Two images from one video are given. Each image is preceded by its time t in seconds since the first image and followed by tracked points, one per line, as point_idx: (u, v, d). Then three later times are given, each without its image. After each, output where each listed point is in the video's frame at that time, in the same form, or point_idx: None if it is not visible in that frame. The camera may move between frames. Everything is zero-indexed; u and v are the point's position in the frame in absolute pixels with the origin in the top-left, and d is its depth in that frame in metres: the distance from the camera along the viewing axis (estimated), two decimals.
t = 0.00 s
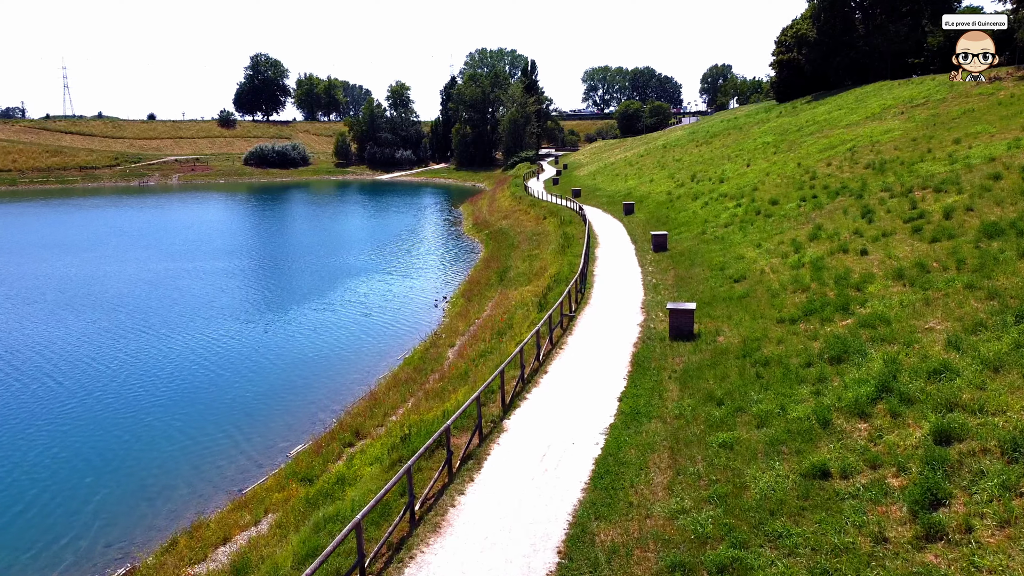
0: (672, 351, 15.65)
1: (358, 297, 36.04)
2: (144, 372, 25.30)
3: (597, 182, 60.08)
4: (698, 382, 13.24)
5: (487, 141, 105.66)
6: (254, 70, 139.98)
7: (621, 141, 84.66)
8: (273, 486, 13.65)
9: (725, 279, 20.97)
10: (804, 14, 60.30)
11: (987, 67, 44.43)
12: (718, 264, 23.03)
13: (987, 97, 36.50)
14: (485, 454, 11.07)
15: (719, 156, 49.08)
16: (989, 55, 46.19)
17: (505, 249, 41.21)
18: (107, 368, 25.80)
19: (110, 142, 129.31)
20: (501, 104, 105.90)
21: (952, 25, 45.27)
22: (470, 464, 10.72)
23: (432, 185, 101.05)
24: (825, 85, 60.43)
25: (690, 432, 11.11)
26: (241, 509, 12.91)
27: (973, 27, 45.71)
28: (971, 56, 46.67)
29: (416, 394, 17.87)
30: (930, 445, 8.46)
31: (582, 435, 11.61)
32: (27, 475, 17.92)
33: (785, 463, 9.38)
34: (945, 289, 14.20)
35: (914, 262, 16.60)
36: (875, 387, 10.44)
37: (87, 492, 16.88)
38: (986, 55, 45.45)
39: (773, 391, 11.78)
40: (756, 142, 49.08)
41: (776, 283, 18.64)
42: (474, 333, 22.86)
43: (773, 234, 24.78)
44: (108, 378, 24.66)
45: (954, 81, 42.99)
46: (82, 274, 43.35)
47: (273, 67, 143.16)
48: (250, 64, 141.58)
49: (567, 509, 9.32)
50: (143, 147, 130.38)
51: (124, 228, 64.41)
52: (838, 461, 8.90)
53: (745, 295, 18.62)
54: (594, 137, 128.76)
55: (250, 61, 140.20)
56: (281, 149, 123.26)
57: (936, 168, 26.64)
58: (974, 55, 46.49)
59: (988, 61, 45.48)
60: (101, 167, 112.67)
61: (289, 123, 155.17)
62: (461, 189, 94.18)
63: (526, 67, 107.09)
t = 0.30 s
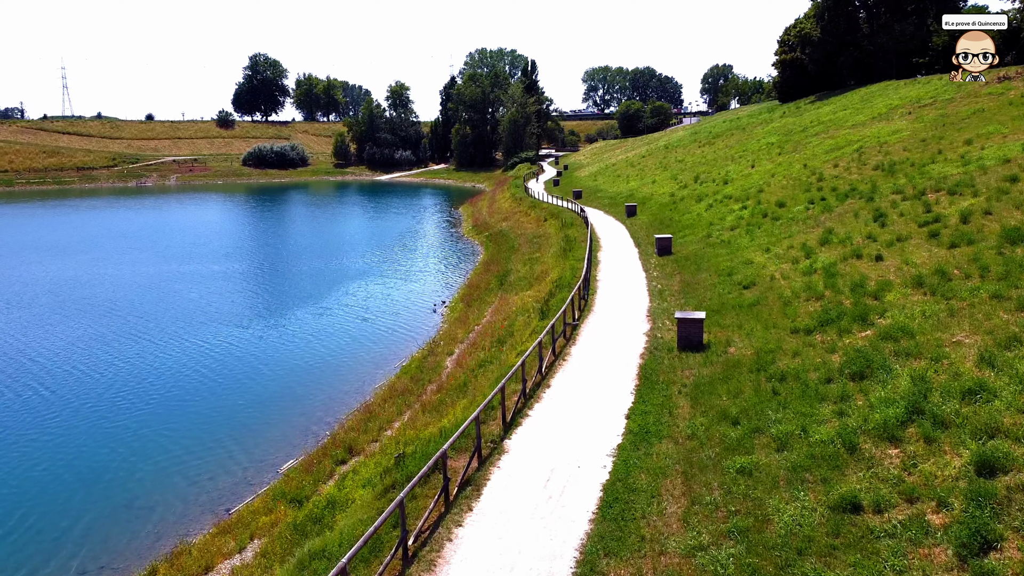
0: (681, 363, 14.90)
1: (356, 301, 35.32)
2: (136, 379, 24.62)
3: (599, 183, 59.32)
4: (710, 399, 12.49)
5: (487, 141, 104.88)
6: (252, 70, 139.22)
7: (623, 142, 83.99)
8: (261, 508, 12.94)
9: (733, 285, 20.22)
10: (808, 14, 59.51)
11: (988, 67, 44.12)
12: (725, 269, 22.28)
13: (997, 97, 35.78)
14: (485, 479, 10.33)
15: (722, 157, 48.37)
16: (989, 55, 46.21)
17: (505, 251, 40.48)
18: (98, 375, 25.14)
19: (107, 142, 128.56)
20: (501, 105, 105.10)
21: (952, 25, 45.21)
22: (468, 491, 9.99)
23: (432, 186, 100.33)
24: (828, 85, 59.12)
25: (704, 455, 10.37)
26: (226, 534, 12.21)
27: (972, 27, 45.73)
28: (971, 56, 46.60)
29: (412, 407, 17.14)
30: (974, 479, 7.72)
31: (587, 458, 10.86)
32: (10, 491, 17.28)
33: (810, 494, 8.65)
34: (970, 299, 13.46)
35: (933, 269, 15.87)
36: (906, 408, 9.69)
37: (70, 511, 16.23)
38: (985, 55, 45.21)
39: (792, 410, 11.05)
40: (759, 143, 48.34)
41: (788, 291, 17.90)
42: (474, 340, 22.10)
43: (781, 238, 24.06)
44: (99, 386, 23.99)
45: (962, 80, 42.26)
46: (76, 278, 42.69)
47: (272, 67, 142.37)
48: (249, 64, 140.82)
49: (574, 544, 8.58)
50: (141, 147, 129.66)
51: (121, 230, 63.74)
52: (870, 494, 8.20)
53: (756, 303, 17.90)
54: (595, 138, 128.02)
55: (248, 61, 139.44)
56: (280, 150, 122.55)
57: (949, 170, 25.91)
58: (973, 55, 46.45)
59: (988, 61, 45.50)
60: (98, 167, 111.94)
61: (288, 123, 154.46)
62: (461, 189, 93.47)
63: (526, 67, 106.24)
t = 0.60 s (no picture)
0: (689, 374, 14.23)
1: (353, 304, 34.68)
2: (127, 386, 23.96)
3: (600, 184, 58.64)
4: (722, 415, 11.82)
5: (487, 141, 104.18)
6: (251, 70, 138.58)
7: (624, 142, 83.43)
8: (248, 530, 12.29)
9: (741, 291, 19.54)
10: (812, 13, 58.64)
11: (987, 67, 44.46)
12: (732, 274, 21.59)
13: (1007, 96, 35.13)
14: (484, 505, 9.66)
15: (725, 158, 47.73)
16: (988, 55, 46.36)
17: (505, 254, 39.83)
18: (89, 381, 24.50)
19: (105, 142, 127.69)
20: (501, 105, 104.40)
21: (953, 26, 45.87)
22: (465, 518, 9.32)
23: (432, 187, 99.65)
24: (831, 85, 59.27)
25: (719, 478, 9.70)
26: (210, 559, 11.56)
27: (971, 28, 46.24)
28: (970, 57, 46.74)
29: (409, 419, 16.50)
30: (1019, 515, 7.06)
31: (593, 480, 10.18)
32: None
33: (836, 527, 8.01)
34: (994, 309, 12.81)
35: (953, 275, 15.21)
36: (936, 430, 9.04)
37: (51, 529, 15.62)
38: (985, 55, 45.35)
39: (811, 428, 10.40)
40: (763, 143, 47.68)
41: (799, 298, 17.25)
42: (473, 347, 21.42)
43: (789, 241, 23.41)
44: (89, 394, 23.33)
45: (969, 80, 41.62)
46: (71, 281, 42.07)
47: (271, 67, 141.72)
48: (248, 64, 140.16)
49: None
50: (139, 147, 128.85)
51: (118, 231, 63.12)
52: (903, 528, 7.60)
53: (765, 310, 17.24)
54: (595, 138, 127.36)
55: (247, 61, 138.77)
56: (278, 150, 121.87)
57: (960, 172, 25.27)
58: (973, 55, 46.65)
59: (988, 61, 45.88)
60: (96, 168, 111.16)
61: (287, 124, 153.76)
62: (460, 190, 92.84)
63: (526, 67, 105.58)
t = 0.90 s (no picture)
0: (699, 389, 13.48)
1: (351, 308, 33.94)
2: (116, 396, 23.19)
3: (601, 184, 57.87)
4: (738, 435, 11.05)
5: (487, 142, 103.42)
6: (250, 70, 137.86)
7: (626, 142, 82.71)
8: (231, 557, 11.53)
9: (750, 298, 18.77)
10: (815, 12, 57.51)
11: (987, 67, 44.60)
12: (741, 280, 20.82)
13: (1018, 96, 34.38)
14: (483, 539, 8.90)
15: (729, 158, 46.98)
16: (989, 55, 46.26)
17: (505, 257, 39.06)
18: (76, 390, 23.75)
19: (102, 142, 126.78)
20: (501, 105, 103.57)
21: (952, 25, 46.78)
22: (462, 555, 8.58)
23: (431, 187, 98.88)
24: (836, 84, 58.69)
25: (737, 509, 8.95)
26: None
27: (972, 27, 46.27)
28: (971, 57, 46.70)
29: (405, 434, 15.75)
30: None
31: (599, 509, 9.42)
32: None
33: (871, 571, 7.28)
34: None
35: (977, 283, 14.45)
36: (977, 460, 8.29)
37: (27, 552, 14.89)
38: (985, 53, 45.33)
39: (835, 452, 9.65)
40: (767, 144, 46.94)
41: (813, 307, 16.49)
42: (472, 356, 20.66)
43: (798, 246, 22.65)
44: (76, 403, 22.57)
45: (978, 79, 40.85)
46: (63, 284, 41.29)
47: (270, 67, 140.98)
48: (246, 64, 139.39)
49: None
50: (136, 148, 127.99)
51: (114, 233, 62.36)
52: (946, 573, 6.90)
53: (778, 319, 16.48)
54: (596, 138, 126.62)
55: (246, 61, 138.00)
56: (277, 150, 121.12)
57: (974, 173, 24.53)
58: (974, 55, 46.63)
59: (989, 61, 46.06)
60: (93, 169, 110.32)
61: (286, 124, 152.99)
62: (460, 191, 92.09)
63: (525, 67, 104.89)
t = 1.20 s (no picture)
0: (709, 403, 12.83)
1: (348, 311, 33.26)
2: (105, 404, 22.56)
3: (602, 185, 57.28)
4: (753, 456, 10.37)
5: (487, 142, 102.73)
6: (249, 70, 137.25)
7: (626, 142, 82.12)
8: None
9: (759, 305, 18.12)
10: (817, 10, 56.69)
11: (988, 66, 44.43)
12: (748, 285, 20.16)
13: None
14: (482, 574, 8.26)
15: (732, 159, 46.34)
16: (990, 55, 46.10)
17: (505, 259, 38.43)
18: (64, 397, 23.13)
19: (100, 143, 126.12)
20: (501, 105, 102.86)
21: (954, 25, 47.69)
22: None
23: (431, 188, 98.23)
24: (837, 84, 57.28)
25: (755, 540, 8.30)
26: None
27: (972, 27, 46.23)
28: (971, 57, 46.39)
29: (400, 448, 15.11)
30: None
31: (606, 537, 8.80)
32: None
33: None
34: None
35: (999, 290, 13.80)
36: (1019, 491, 7.64)
37: (5, 574, 14.29)
38: (985, 55, 45.44)
39: (859, 478, 9.00)
40: (771, 144, 46.32)
41: (826, 315, 15.83)
42: (471, 364, 20.00)
43: (807, 249, 22.00)
44: (63, 412, 21.95)
45: (986, 79, 40.20)
46: (56, 287, 40.66)
47: (269, 67, 140.25)
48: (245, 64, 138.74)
49: None
50: (135, 149, 127.42)
51: (110, 234, 61.71)
52: None
53: (789, 328, 15.82)
54: (596, 138, 126.07)
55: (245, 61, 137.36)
56: (276, 151, 120.45)
57: (986, 174, 23.90)
58: (974, 55, 46.31)
59: (988, 61, 45.60)
60: (91, 169, 109.68)
61: (285, 124, 152.41)
62: (459, 191, 91.48)
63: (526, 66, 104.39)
